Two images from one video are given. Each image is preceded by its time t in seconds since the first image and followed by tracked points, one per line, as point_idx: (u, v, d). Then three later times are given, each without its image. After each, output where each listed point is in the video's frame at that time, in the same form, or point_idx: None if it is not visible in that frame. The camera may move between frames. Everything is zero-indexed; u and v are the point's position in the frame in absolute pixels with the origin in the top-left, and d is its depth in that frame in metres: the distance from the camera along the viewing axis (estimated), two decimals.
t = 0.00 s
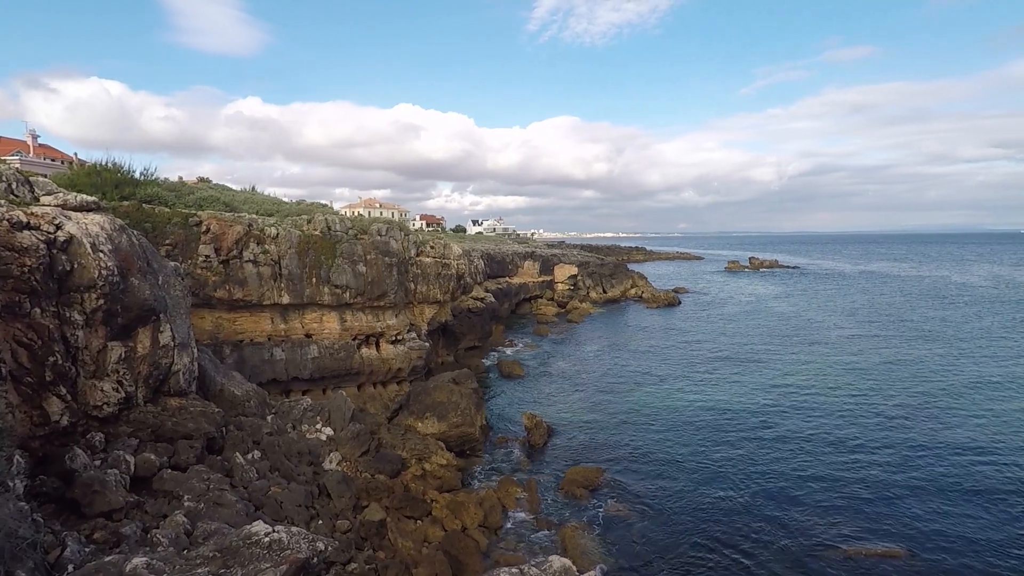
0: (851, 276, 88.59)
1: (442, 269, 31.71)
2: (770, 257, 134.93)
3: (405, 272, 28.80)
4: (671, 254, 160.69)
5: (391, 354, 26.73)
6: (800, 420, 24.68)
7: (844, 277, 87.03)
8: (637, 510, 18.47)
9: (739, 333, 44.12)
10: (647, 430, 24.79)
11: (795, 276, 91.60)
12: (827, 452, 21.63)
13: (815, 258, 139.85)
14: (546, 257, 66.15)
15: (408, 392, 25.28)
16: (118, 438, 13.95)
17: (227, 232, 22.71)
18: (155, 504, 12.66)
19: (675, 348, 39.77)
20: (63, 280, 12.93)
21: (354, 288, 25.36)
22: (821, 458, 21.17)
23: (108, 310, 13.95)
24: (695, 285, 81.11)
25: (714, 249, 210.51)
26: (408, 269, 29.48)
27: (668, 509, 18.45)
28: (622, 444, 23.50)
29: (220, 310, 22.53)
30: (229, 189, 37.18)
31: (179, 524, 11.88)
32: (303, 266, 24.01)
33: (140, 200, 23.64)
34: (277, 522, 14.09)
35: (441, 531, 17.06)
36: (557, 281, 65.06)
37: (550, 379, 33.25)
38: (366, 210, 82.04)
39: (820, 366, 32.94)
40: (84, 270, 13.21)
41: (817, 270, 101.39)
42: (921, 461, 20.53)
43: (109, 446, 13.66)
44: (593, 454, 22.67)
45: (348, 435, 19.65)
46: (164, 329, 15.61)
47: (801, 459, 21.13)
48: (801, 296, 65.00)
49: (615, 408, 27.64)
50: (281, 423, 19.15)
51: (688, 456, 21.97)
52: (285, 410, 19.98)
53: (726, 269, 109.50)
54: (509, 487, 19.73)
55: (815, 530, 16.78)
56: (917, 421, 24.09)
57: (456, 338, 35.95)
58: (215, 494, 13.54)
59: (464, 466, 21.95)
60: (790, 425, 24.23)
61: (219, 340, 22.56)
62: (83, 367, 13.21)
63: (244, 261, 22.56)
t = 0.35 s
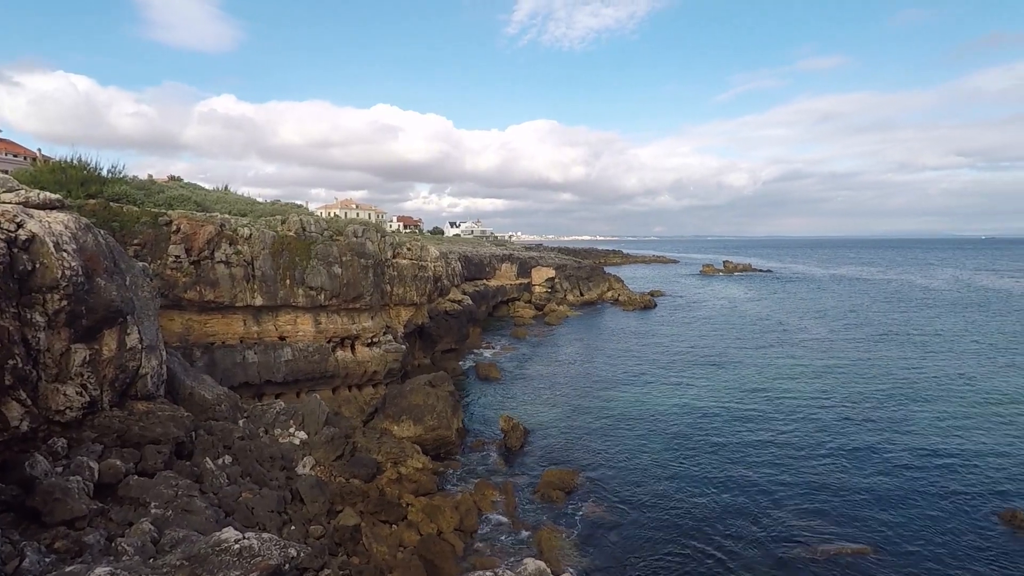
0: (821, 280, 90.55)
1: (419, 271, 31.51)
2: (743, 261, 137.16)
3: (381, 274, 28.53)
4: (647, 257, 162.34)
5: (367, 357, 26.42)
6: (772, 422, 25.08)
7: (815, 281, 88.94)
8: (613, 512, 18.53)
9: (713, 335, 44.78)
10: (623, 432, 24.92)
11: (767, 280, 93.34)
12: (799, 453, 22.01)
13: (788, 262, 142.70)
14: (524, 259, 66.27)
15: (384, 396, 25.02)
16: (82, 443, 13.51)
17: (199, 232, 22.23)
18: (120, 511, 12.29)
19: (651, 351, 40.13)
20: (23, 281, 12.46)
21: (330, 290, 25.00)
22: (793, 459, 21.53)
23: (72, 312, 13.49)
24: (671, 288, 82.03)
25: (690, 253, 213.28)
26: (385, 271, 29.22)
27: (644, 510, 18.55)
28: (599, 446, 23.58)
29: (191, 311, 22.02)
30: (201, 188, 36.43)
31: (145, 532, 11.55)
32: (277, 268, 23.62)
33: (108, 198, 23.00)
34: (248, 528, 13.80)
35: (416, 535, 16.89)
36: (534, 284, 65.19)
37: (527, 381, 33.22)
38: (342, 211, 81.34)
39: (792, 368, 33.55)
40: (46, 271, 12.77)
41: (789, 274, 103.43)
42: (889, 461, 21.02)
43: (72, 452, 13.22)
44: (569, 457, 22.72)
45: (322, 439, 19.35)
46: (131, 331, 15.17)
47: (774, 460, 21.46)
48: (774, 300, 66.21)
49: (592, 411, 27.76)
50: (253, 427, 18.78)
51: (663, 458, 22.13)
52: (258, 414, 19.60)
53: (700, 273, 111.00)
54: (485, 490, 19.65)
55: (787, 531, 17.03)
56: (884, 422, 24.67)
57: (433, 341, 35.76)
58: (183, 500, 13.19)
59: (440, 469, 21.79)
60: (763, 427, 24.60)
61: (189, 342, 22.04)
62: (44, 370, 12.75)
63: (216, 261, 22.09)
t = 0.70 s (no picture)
0: (774, 287, 93.56)
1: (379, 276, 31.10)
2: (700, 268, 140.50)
3: (340, 279, 28.02)
4: (608, 263, 164.59)
5: (325, 363, 25.85)
6: (727, 425, 25.71)
7: (768, 288, 91.85)
8: (571, 517, 18.61)
9: (671, 341, 45.70)
10: (583, 437, 25.10)
11: (723, 287, 95.96)
12: (752, 456, 22.63)
13: (743, 269, 146.93)
14: (486, 264, 66.25)
15: (342, 402, 24.54)
16: (16, 456, 12.76)
17: (148, 233, 21.40)
18: (57, 528, 11.64)
19: (611, 356, 40.64)
20: None
21: (286, 294, 24.37)
22: (746, 461, 22.12)
23: (6, 316, 12.74)
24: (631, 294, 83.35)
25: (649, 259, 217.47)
26: (344, 275, 28.72)
27: (603, 515, 18.70)
28: (559, 451, 23.66)
29: (138, 316, 21.13)
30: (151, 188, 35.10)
31: (84, 548, 10.97)
32: (231, 271, 22.93)
33: (48, 197, 21.88)
34: (196, 542, 13.27)
35: (373, 544, 16.60)
36: (496, 289, 65.24)
37: (488, 387, 33.13)
38: (301, 213, 79.73)
39: (746, 373, 34.51)
40: None
41: (743, 281, 106.55)
42: (836, 462, 21.80)
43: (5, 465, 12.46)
44: (529, 462, 22.74)
45: (277, 447, 18.82)
46: (73, 337, 14.43)
47: (728, 463, 22.00)
48: (730, 306, 68.01)
49: (552, 416, 27.88)
50: (204, 436, 18.11)
51: (622, 462, 22.41)
52: (209, 423, 18.92)
53: (659, 279, 113.23)
54: (445, 497, 19.48)
55: (741, 532, 17.43)
56: (833, 424, 25.59)
57: (393, 346, 35.30)
58: (127, 514, 12.60)
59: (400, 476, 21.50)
60: (719, 431, 25.17)
61: (136, 348, 21.13)
62: None
63: (166, 264, 21.29)
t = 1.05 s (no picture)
0: (728, 289, 96.15)
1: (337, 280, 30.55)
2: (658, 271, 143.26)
3: (296, 284, 27.37)
4: (568, 266, 166.07)
5: (281, 370, 25.19)
6: (685, 425, 26.29)
7: (723, 290, 94.42)
8: (534, 519, 18.66)
9: (630, 342, 46.46)
10: (545, 439, 25.22)
11: (680, 289, 98.27)
12: (708, 454, 23.19)
13: (699, 271, 150.73)
14: (447, 268, 65.97)
15: (299, 410, 23.95)
16: None
17: (90, 237, 20.42)
18: None
19: (572, 358, 40.99)
20: None
21: (240, 300, 23.64)
22: (703, 460, 22.66)
23: None
24: (591, 297, 84.35)
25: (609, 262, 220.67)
26: (300, 280, 28.07)
27: (565, 517, 18.80)
28: (521, 455, 23.69)
29: (80, 324, 20.12)
30: (93, 189, 33.52)
31: (20, 571, 10.35)
32: (181, 276, 22.11)
33: None
34: (144, 560, 12.71)
35: (332, 555, 16.26)
36: (457, 293, 64.99)
37: (450, 391, 32.93)
38: (255, 216, 77.51)
39: (702, 374, 35.36)
40: None
41: (699, 283, 109.41)
42: (788, 458, 22.56)
43: None
44: (491, 466, 22.70)
45: (231, 458, 18.21)
46: (7, 347, 13.62)
47: (686, 462, 22.48)
48: (686, 308, 69.61)
49: (514, 419, 27.92)
50: (152, 449, 17.38)
51: (583, 464, 22.61)
52: (158, 435, 18.16)
53: (618, 282, 115.02)
54: (406, 504, 19.25)
55: (700, 529, 17.80)
56: (785, 422, 26.47)
57: (352, 352, 34.69)
58: (67, 533, 11.96)
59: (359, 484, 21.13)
60: (677, 431, 25.71)
61: (78, 358, 20.11)
62: None
63: (110, 269, 20.35)
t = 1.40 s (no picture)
0: (694, 292, 97.96)
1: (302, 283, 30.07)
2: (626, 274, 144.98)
3: (260, 286, 26.83)
4: (537, 270, 166.78)
5: (244, 375, 24.62)
6: (651, 427, 26.69)
7: (689, 293, 96.18)
8: (502, 523, 18.68)
9: (598, 345, 46.92)
10: (513, 443, 25.26)
11: (647, 292, 99.83)
12: (674, 456, 23.58)
13: (666, 275, 153.35)
14: (415, 271, 65.60)
15: (262, 416, 23.46)
16: None
17: (41, 238, 19.65)
18: None
19: (541, 362, 41.18)
20: None
21: (201, 303, 23.05)
22: (669, 461, 23.04)
23: None
24: (560, 300, 84.90)
25: (578, 265, 222.69)
26: (264, 282, 27.54)
27: (533, 520, 18.86)
28: (489, 459, 23.67)
29: (29, 329, 19.33)
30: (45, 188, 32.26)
31: None
32: (138, 279, 21.46)
33: None
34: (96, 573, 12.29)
35: (295, 563, 15.98)
36: (426, 296, 64.67)
37: (417, 395, 32.69)
38: (217, 217, 75.73)
39: (668, 376, 35.95)
40: None
41: (665, 287, 111.14)
42: (750, 459, 23.11)
43: None
44: (459, 470, 22.64)
45: (190, 466, 17.72)
46: None
47: (652, 464, 22.83)
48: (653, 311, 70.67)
49: (482, 423, 27.88)
50: (107, 457, 16.79)
51: (551, 467, 22.72)
52: (113, 442, 17.56)
53: (587, 285, 116.02)
54: (372, 509, 19.06)
55: (665, 530, 18.07)
56: (747, 423, 27.12)
57: (317, 356, 34.13)
58: (13, 546, 11.47)
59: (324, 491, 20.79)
60: (643, 433, 26.07)
61: (27, 364, 19.30)
62: None
63: (62, 272, 19.62)
